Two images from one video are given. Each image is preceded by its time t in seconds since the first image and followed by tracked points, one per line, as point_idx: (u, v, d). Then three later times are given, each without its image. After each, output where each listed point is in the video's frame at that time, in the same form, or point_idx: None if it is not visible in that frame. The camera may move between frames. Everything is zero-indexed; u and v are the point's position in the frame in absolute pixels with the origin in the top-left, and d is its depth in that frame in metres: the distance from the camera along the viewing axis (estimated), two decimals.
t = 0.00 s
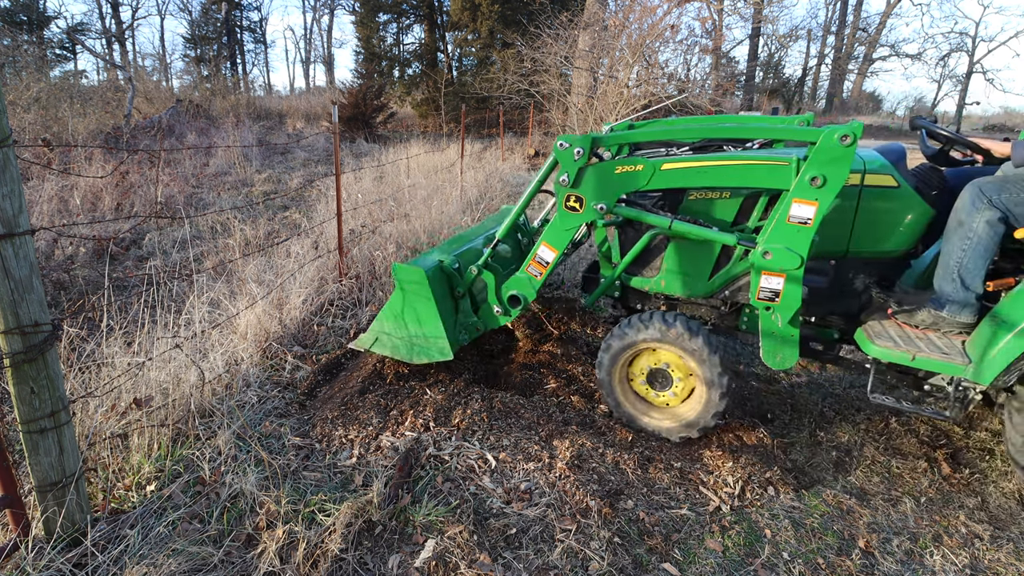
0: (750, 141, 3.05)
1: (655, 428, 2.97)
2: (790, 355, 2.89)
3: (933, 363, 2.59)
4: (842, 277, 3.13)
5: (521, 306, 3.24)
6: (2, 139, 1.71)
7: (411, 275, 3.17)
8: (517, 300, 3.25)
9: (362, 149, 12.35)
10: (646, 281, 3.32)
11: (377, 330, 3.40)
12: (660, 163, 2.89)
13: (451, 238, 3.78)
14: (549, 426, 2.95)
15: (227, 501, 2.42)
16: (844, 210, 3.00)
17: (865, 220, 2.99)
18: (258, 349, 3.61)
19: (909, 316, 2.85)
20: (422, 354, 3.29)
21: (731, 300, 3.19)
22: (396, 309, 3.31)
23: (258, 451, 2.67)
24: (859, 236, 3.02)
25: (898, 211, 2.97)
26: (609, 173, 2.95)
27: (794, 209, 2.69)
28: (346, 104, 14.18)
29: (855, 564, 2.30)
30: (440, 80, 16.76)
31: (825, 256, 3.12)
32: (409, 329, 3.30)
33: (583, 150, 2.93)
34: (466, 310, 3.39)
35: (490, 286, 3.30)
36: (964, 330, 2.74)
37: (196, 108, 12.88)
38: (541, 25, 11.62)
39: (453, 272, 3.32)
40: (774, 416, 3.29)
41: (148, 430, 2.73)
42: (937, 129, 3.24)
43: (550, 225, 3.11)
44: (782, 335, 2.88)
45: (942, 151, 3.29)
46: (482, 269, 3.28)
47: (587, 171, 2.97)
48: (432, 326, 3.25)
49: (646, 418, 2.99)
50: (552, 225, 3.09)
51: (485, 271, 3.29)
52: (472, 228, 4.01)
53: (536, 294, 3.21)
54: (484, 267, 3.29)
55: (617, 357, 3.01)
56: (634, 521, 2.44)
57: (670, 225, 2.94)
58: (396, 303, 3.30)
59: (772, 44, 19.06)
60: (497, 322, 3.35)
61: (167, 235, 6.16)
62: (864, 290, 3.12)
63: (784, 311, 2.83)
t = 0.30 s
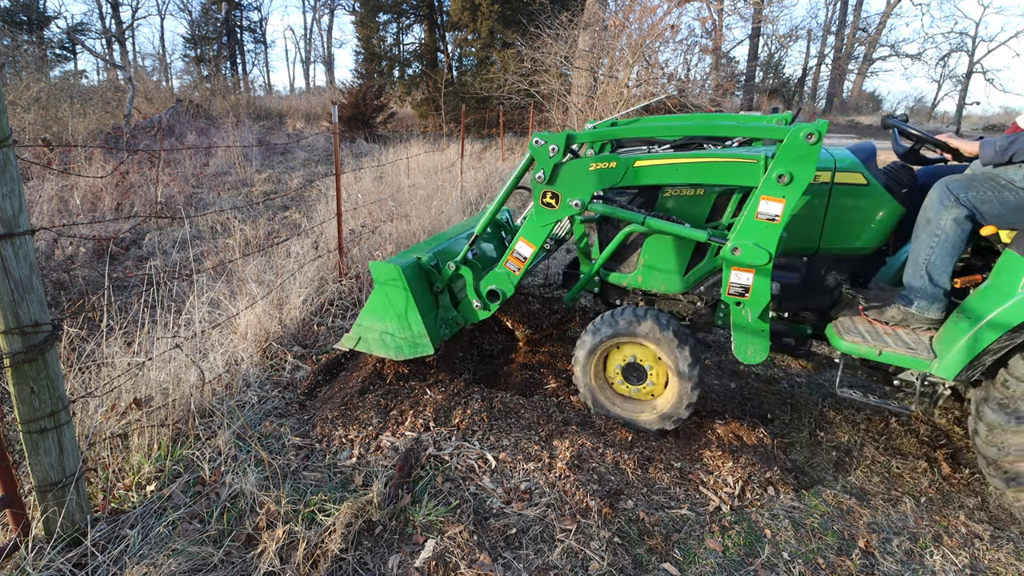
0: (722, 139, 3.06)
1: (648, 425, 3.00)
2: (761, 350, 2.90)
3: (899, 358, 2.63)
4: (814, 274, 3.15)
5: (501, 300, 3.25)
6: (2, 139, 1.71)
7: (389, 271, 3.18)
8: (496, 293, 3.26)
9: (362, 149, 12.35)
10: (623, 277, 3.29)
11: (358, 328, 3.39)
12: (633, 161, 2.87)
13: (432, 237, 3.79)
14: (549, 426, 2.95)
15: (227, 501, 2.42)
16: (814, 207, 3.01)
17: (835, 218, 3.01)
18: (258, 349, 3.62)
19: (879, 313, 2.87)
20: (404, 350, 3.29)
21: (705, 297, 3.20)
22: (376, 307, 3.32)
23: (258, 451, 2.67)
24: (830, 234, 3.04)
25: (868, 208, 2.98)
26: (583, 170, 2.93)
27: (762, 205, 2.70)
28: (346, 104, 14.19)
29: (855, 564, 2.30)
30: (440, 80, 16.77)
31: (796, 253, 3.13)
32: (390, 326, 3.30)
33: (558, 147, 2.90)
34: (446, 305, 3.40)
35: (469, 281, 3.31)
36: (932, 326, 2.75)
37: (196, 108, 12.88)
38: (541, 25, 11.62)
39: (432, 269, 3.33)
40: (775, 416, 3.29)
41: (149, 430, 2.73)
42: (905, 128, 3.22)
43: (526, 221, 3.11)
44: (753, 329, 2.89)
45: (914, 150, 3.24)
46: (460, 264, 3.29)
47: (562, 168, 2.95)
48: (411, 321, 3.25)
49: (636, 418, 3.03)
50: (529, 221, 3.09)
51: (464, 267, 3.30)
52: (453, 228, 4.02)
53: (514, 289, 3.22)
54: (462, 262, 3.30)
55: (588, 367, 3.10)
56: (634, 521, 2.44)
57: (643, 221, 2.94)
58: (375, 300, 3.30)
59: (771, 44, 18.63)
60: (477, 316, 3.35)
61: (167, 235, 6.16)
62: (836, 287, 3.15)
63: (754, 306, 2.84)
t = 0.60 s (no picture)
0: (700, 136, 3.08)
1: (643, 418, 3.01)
2: (737, 345, 2.91)
3: (870, 353, 2.64)
4: (791, 271, 3.15)
5: (483, 295, 3.25)
6: (2, 140, 1.71)
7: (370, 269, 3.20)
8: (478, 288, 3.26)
9: (362, 149, 12.35)
10: (604, 273, 3.30)
11: (345, 329, 3.41)
12: (611, 158, 2.89)
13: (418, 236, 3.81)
14: (549, 426, 2.95)
15: (227, 501, 2.42)
16: (789, 205, 3.02)
17: (811, 216, 3.01)
18: (258, 349, 3.62)
19: (855, 309, 2.86)
20: (389, 347, 3.30)
21: (687, 295, 3.19)
22: (360, 306, 3.33)
23: (258, 451, 2.67)
24: (806, 231, 3.04)
25: (844, 207, 2.97)
26: (562, 167, 2.95)
27: (737, 202, 2.71)
28: (346, 104, 14.19)
29: (855, 564, 2.30)
30: (440, 80, 16.78)
31: (773, 251, 3.14)
32: (374, 324, 3.32)
33: (538, 144, 2.93)
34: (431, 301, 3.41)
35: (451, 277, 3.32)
36: (907, 323, 2.76)
37: (196, 108, 12.88)
38: (541, 25, 11.63)
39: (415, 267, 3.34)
40: (774, 416, 3.29)
41: (149, 430, 2.73)
42: (881, 128, 3.21)
43: (507, 218, 3.13)
44: (729, 324, 2.89)
45: (890, 149, 3.23)
46: (442, 261, 3.30)
47: (542, 164, 2.97)
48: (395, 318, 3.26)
49: (632, 411, 3.04)
50: (509, 217, 3.11)
51: (445, 264, 3.31)
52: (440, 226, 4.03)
53: (496, 284, 3.23)
54: (443, 257, 3.31)
55: (568, 376, 3.15)
56: (634, 521, 2.44)
57: (620, 218, 2.98)
58: (359, 299, 3.31)
59: (771, 44, 18.62)
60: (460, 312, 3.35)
61: (167, 235, 6.16)
62: (813, 285, 3.15)
63: (730, 302, 2.84)
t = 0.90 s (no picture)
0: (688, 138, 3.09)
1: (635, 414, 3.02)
2: (722, 342, 2.90)
3: (854, 350, 2.62)
4: (777, 269, 3.16)
5: (478, 304, 3.26)
6: (2, 140, 1.71)
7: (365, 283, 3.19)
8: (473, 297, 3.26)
9: (362, 149, 12.35)
10: (593, 271, 3.31)
11: (343, 342, 3.41)
12: (598, 162, 2.89)
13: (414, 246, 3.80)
14: (549, 426, 2.95)
15: (227, 501, 2.42)
16: (774, 203, 3.01)
17: (796, 214, 3.01)
18: (258, 349, 3.62)
19: (839, 307, 2.85)
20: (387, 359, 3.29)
21: (674, 291, 3.19)
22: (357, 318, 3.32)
23: (258, 451, 2.67)
24: (791, 229, 3.04)
25: (829, 205, 2.97)
26: (550, 173, 2.96)
27: (721, 201, 2.71)
28: (346, 104, 14.19)
29: (855, 564, 2.31)
30: (440, 80, 16.78)
31: (759, 249, 3.13)
32: (372, 335, 3.31)
33: (526, 152, 2.94)
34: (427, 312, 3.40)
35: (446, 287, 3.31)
36: (891, 320, 2.75)
37: (196, 108, 12.88)
38: (541, 25, 11.63)
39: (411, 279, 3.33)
40: (774, 416, 3.29)
41: (148, 430, 2.73)
42: (865, 128, 3.18)
43: (499, 226, 3.13)
44: (714, 321, 2.89)
45: (873, 148, 3.21)
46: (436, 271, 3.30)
47: (531, 172, 2.99)
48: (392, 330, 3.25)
49: (627, 407, 3.04)
50: (501, 227, 3.11)
51: (440, 274, 3.30)
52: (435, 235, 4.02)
53: (491, 292, 3.23)
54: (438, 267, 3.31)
55: (562, 383, 3.20)
56: (634, 521, 2.44)
57: (610, 221, 2.96)
58: (356, 312, 3.31)
59: (771, 43, 18.62)
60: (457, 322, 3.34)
61: (167, 235, 6.16)
62: (799, 282, 3.16)
63: (715, 299, 2.83)
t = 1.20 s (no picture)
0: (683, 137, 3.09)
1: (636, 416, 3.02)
2: (717, 340, 2.90)
3: (848, 349, 2.61)
4: (771, 268, 3.16)
5: (479, 309, 3.26)
6: (2, 139, 1.71)
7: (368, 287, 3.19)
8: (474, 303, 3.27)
9: (362, 149, 12.35)
10: (588, 269, 3.32)
11: (344, 344, 3.41)
12: (593, 165, 2.89)
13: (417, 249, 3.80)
14: (549, 426, 2.95)
15: (227, 501, 2.42)
16: (769, 202, 3.01)
17: (791, 214, 3.01)
18: (258, 349, 3.62)
19: (833, 306, 2.85)
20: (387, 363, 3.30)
21: (669, 290, 3.18)
22: (360, 322, 3.33)
23: (258, 451, 2.67)
24: (786, 228, 3.03)
25: (823, 205, 2.97)
26: (546, 177, 2.97)
27: (716, 199, 2.71)
28: (346, 104, 14.19)
29: (855, 564, 2.30)
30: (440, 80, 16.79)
31: (754, 247, 3.12)
32: (374, 339, 3.31)
33: (524, 158, 2.96)
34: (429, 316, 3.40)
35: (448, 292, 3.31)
36: (884, 319, 2.74)
37: (196, 108, 12.88)
38: (541, 25, 11.62)
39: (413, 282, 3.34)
40: (774, 416, 3.29)
41: (148, 430, 2.73)
42: (860, 128, 3.14)
43: (499, 230, 3.14)
44: (709, 320, 2.89)
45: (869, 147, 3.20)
46: (438, 276, 3.30)
47: (528, 177, 3.00)
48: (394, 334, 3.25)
49: (627, 399, 3.03)
50: (503, 232, 3.12)
51: (442, 280, 3.31)
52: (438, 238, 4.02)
53: (492, 297, 3.23)
54: (440, 272, 3.31)
55: (559, 385, 3.20)
56: (634, 521, 2.44)
57: (607, 222, 2.95)
58: (358, 315, 3.31)
59: (771, 43, 18.62)
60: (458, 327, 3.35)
61: (167, 235, 6.16)
62: (793, 281, 3.18)
63: (709, 297, 2.84)
